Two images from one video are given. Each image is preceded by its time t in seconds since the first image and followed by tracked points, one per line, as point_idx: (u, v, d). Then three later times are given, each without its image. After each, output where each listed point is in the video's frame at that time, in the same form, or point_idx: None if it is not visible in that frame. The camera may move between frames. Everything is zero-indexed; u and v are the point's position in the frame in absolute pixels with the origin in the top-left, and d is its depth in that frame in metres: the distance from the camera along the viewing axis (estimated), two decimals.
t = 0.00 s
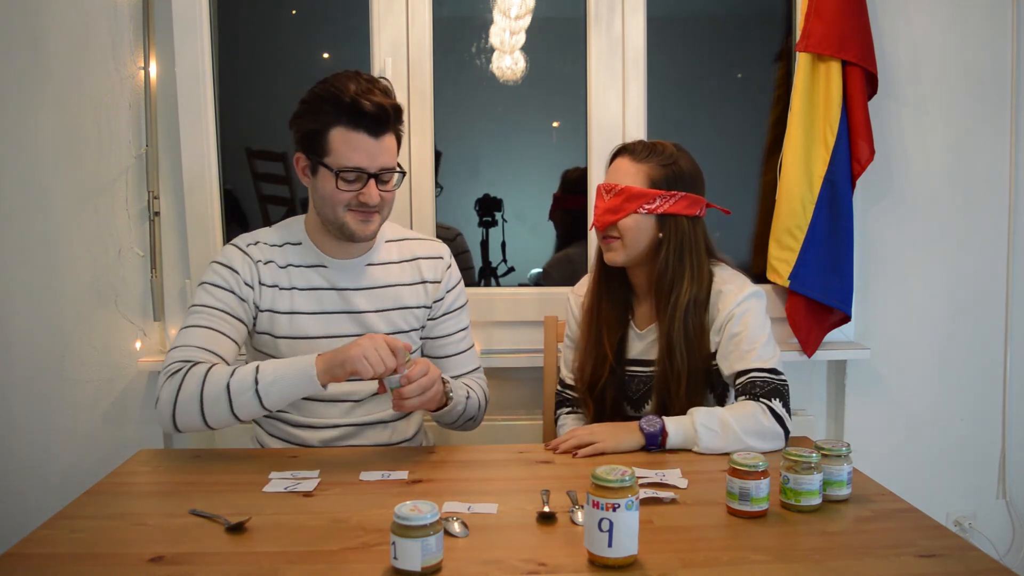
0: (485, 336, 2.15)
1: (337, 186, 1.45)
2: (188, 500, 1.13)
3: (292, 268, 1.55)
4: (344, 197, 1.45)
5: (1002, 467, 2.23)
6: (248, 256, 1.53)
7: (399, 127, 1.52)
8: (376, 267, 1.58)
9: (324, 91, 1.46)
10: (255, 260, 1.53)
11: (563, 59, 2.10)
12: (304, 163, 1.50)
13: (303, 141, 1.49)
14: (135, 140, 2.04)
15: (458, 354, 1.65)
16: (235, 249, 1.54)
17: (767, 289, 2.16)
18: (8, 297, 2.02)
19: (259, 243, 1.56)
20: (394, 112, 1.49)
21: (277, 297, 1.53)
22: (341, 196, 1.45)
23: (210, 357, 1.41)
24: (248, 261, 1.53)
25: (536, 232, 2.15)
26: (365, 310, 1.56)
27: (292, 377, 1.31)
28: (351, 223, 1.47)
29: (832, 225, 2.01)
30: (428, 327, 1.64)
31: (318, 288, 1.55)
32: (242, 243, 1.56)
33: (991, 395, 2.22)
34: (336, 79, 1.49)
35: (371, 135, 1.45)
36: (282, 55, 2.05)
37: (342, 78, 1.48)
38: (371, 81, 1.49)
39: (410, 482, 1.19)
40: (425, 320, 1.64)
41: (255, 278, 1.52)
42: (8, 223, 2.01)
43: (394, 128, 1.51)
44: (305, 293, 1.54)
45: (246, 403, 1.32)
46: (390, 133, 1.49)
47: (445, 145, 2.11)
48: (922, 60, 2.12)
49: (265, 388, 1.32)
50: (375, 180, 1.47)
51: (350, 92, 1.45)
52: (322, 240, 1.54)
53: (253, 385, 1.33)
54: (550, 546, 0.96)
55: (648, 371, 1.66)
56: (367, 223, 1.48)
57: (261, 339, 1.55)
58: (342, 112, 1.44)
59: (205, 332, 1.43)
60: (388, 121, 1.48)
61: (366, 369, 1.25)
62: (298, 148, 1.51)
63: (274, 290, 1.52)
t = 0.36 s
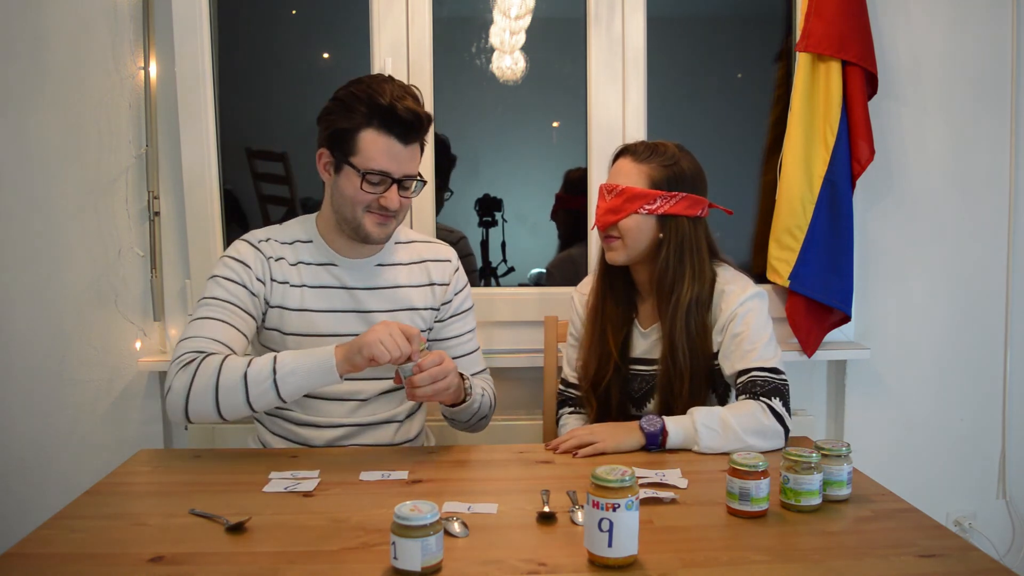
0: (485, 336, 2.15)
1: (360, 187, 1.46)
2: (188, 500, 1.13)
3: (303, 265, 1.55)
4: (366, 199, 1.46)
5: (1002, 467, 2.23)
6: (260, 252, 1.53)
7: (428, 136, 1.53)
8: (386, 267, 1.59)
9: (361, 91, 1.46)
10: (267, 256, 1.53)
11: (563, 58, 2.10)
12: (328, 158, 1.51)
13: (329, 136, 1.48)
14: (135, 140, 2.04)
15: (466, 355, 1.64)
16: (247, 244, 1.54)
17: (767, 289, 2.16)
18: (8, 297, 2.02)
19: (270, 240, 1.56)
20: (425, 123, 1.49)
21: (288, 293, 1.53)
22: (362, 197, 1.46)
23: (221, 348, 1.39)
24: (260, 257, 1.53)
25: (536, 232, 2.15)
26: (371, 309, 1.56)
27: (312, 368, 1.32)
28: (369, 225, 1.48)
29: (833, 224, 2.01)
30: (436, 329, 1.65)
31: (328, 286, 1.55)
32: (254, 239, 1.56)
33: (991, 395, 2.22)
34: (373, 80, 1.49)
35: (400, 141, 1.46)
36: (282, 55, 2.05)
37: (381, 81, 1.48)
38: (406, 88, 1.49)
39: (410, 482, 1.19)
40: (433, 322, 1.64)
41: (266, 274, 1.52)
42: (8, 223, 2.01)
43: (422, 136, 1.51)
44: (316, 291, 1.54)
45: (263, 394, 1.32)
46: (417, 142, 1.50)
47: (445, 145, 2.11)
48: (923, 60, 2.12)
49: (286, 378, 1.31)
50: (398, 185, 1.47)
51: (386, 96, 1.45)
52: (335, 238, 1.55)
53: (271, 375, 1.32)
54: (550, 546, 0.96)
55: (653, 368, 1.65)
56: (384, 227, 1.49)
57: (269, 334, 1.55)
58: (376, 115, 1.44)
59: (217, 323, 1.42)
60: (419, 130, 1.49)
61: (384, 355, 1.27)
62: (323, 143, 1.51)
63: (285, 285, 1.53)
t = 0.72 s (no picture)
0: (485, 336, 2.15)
1: (463, 177, 1.55)
2: (188, 500, 1.13)
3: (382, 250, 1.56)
4: (465, 189, 1.56)
5: (1002, 467, 2.23)
6: (344, 232, 1.48)
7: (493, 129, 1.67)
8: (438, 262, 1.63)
9: (435, 89, 1.54)
10: (354, 233, 1.51)
11: (563, 58, 2.10)
12: (415, 156, 1.55)
13: (416, 132, 1.54)
14: (135, 140, 2.04)
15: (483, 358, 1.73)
16: (325, 221, 1.49)
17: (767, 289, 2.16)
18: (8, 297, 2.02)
19: (349, 224, 1.52)
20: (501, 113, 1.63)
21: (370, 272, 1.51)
22: (463, 187, 1.56)
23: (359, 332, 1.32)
24: (341, 235, 1.47)
25: (536, 232, 2.15)
26: (417, 300, 1.57)
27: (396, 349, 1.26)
28: (466, 212, 1.59)
29: (832, 223, 2.01)
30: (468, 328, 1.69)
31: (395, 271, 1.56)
32: (334, 218, 1.51)
33: (990, 395, 2.22)
34: (441, 78, 1.57)
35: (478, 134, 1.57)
36: (282, 55, 2.05)
37: (449, 80, 1.57)
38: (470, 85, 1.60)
39: (409, 482, 1.19)
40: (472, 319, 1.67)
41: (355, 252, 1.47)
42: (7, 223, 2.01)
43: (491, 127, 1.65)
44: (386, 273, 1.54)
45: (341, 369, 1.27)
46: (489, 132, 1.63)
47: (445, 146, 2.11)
48: (922, 60, 2.12)
49: (364, 355, 1.26)
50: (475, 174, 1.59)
51: (462, 94, 1.55)
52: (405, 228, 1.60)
53: (351, 351, 1.27)
54: (550, 546, 0.96)
55: (648, 366, 1.66)
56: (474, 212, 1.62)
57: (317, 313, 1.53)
58: (460, 107, 1.56)
59: (346, 305, 1.35)
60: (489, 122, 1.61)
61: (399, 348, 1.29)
62: (406, 142, 1.55)
63: (358, 268, 1.47)
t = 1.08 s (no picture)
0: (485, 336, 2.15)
1: (475, 176, 1.55)
2: (188, 500, 1.13)
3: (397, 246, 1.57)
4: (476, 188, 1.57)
5: (1002, 467, 2.23)
6: (358, 223, 1.45)
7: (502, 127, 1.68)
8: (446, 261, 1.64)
9: (445, 89, 1.55)
10: (370, 226, 1.50)
11: (563, 59, 2.10)
12: (427, 155, 1.55)
13: (428, 130, 1.54)
14: (135, 140, 2.04)
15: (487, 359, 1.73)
16: (342, 214, 1.47)
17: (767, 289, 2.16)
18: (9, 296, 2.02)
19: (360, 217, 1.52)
20: (509, 112, 1.64)
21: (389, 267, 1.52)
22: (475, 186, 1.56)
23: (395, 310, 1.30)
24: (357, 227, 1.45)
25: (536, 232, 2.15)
26: (426, 298, 1.57)
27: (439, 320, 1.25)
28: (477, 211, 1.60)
29: (832, 223, 2.01)
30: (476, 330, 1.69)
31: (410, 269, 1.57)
32: (347, 212, 1.50)
33: (990, 395, 2.22)
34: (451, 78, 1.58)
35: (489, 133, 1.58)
36: (282, 55, 2.05)
37: (459, 80, 1.58)
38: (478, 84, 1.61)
39: (409, 482, 1.19)
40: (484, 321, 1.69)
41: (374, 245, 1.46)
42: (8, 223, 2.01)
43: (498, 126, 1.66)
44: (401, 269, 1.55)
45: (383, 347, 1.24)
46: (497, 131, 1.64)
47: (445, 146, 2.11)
48: (922, 60, 2.12)
49: (410, 328, 1.24)
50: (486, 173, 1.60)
51: (472, 94, 1.56)
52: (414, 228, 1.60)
53: (396, 324, 1.26)
54: (550, 546, 0.96)
55: (648, 366, 1.66)
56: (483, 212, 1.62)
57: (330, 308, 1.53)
58: (471, 104, 1.56)
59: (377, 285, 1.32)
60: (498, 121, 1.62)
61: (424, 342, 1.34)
62: (417, 142, 1.55)
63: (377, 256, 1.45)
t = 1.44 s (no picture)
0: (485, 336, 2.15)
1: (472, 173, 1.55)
2: (189, 500, 1.13)
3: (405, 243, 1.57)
4: (474, 185, 1.56)
5: (1003, 467, 2.23)
6: (363, 214, 1.47)
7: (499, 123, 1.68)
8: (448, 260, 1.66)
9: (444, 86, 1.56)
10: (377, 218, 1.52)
11: (563, 58, 2.10)
12: (424, 153, 1.55)
13: (425, 129, 1.54)
14: (135, 140, 2.04)
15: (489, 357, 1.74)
16: (348, 205, 1.49)
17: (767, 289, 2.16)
18: (9, 296, 2.03)
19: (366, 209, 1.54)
20: (505, 110, 1.65)
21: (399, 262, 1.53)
22: (472, 183, 1.56)
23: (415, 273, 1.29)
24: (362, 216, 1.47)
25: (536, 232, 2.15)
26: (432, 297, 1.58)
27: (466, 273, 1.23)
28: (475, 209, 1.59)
29: (832, 223, 2.01)
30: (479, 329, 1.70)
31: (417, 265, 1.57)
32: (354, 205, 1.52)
33: (990, 395, 2.22)
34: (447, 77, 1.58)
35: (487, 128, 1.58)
36: (282, 55, 2.05)
37: (455, 77, 1.58)
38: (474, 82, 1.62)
39: (410, 482, 1.19)
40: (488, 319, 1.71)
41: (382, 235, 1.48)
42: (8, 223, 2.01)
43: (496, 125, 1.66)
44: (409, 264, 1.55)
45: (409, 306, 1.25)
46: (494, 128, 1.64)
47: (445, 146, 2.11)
48: (922, 60, 2.12)
49: (437, 279, 1.24)
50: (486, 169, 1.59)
51: (470, 90, 1.56)
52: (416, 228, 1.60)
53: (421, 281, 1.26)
54: (550, 546, 0.96)
55: (648, 366, 1.66)
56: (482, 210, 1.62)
57: (332, 302, 1.54)
58: (467, 102, 1.57)
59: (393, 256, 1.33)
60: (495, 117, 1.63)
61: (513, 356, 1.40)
62: (415, 141, 1.55)
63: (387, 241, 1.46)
